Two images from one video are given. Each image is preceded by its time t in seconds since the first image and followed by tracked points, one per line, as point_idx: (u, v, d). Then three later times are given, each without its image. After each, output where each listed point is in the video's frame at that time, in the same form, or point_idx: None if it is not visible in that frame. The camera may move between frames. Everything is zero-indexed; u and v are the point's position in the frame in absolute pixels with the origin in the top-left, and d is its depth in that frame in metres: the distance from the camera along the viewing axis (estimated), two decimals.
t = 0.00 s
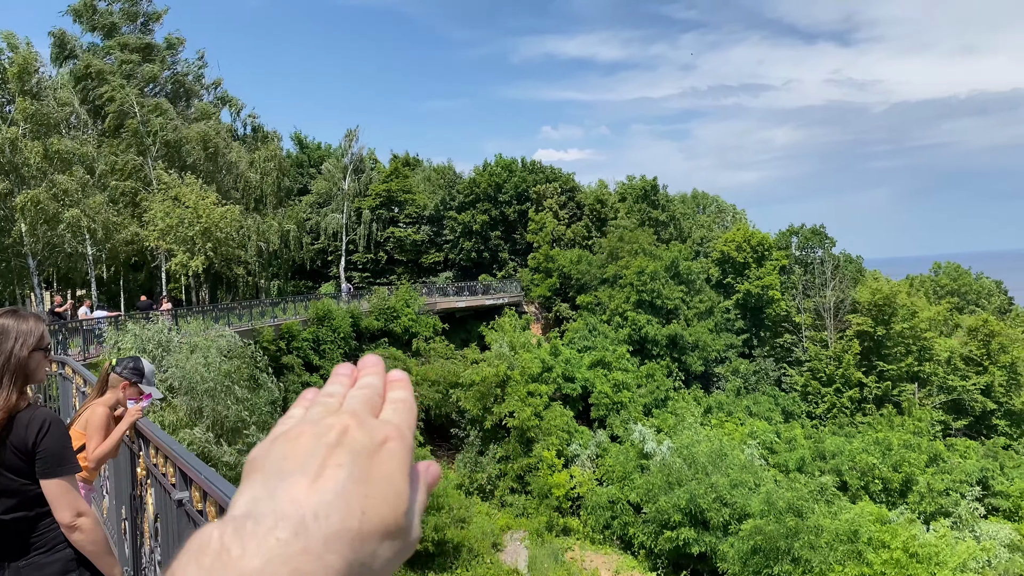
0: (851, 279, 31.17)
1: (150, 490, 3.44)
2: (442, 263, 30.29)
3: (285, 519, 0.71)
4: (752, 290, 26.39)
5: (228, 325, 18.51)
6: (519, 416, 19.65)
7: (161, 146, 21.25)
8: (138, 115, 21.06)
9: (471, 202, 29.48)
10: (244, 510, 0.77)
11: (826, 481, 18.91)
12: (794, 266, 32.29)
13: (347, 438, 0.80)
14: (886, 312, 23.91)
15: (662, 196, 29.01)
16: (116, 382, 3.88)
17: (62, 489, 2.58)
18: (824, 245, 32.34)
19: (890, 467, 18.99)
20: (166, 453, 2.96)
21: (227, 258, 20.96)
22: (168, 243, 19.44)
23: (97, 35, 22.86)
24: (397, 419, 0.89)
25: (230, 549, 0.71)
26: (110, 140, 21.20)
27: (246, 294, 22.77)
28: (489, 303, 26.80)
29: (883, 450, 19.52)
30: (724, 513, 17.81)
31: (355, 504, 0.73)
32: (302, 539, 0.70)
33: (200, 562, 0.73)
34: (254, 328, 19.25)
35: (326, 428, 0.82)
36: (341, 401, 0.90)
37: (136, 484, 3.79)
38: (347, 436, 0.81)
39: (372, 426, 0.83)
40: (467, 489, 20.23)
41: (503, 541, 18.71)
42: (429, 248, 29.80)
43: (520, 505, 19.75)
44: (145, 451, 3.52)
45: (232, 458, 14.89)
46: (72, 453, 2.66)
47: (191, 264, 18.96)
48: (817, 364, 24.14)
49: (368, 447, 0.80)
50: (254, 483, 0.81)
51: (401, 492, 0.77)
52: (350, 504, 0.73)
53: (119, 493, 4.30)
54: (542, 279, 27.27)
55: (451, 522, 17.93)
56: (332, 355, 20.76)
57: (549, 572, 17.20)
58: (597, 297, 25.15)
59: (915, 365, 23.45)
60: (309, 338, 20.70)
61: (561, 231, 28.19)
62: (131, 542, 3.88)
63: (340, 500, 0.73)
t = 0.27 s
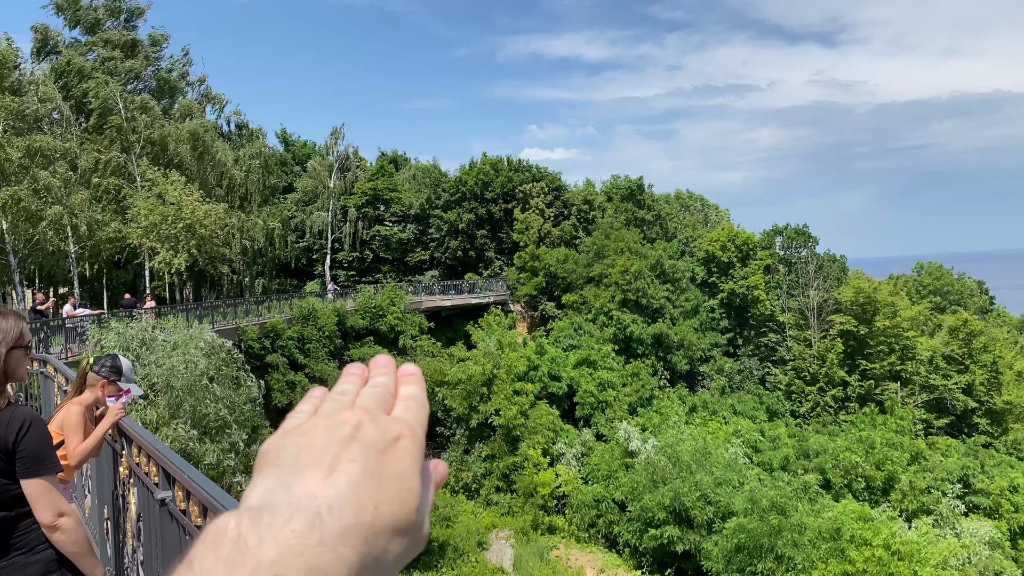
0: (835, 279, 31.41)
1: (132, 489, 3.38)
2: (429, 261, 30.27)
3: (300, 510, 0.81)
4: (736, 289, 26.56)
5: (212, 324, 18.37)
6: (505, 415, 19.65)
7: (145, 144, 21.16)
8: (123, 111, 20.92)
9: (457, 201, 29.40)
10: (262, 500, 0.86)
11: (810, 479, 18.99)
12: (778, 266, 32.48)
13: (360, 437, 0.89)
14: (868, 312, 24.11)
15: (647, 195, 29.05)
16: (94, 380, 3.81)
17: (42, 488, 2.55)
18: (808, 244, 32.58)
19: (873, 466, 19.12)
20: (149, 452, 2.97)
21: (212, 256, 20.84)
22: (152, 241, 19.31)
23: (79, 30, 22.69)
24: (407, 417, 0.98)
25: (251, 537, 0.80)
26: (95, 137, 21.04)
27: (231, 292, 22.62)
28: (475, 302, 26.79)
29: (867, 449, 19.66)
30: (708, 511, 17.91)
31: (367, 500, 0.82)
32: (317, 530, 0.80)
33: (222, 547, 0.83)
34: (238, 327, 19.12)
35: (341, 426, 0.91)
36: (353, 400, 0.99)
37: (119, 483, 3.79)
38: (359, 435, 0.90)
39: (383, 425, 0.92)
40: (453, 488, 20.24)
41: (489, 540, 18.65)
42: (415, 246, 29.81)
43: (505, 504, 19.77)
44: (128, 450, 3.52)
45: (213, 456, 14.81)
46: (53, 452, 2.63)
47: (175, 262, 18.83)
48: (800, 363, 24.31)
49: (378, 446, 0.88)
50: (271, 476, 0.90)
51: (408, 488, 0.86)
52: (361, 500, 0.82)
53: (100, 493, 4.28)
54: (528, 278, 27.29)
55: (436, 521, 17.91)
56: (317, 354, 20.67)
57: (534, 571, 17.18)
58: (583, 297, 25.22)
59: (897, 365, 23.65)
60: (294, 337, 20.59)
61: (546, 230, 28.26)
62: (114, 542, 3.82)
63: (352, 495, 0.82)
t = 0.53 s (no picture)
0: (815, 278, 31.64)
1: (110, 487, 3.38)
2: (411, 259, 30.19)
3: (290, 498, 0.80)
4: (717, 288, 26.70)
5: (192, 321, 18.19)
6: (487, 412, 19.64)
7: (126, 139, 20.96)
8: (101, 106, 20.86)
9: (439, 197, 29.24)
10: (250, 490, 0.85)
11: (789, 476, 19.09)
12: (759, 264, 32.68)
13: (348, 425, 0.88)
14: (847, 310, 24.33)
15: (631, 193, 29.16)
16: (65, 375, 3.79)
17: (17, 486, 2.54)
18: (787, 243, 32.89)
19: (852, 463, 19.25)
20: (126, 449, 2.93)
21: (192, 253, 20.66)
22: (132, 237, 19.14)
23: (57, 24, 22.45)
24: (395, 407, 0.97)
25: (238, 529, 0.81)
26: (74, 132, 20.81)
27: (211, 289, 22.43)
28: (458, 299, 26.78)
29: (846, 446, 19.80)
30: (688, 508, 18.05)
31: (355, 490, 0.81)
32: (306, 522, 0.79)
33: (207, 540, 0.82)
34: (218, 324, 18.94)
35: (329, 413, 0.91)
36: (341, 388, 0.98)
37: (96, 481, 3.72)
38: (347, 423, 0.89)
39: (371, 415, 0.91)
40: (435, 485, 20.26)
41: (471, 537, 18.66)
42: (398, 244, 29.79)
43: (488, 501, 19.80)
44: (105, 447, 3.46)
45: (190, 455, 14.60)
46: (26, 452, 2.62)
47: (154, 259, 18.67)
48: (780, 361, 24.52)
49: (367, 432, 0.87)
50: (259, 462, 0.89)
51: (396, 479, 0.86)
52: (350, 489, 0.81)
53: (79, 491, 4.25)
54: (511, 276, 27.21)
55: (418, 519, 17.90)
56: (299, 352, 20.54)
57: (516, 569, 17.15)
58: (565, 295, 25.27)
59: (876, 363, 23.85)
60: (275, 335, 20.43)
61: (529, 228, 28.31)
62: (91, 541, 3.79)
63: (340, 483, 0.81)
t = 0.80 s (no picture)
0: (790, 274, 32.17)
1: (82, 484, 3.49)
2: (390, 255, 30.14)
3: None
4: (694, 285, 26.91)
5: (166, 316, 17.97)
6: (465, 408, 19.58)
7: (100, 131, 20.63)
8: (74, 98, 20.61)
9: (417, 194, 28.94)
10: None
11: (764, 473, 19.23)
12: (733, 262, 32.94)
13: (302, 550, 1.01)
14: (821, 308, 24.66)
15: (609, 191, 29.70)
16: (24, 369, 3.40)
17: None
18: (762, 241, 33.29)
19: (825, 459, 19.39)
20: (102, 449, 3.05)
21: (166, 247, 20.42)
22: (105, 231, 18.84)
23: (30, 15, 22.11)
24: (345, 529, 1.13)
25: None
26: (46, 124, 20.45)
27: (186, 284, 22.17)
28: (435, 296, 26.69)
29: (820, 443, 19.97)
30: (664, 505, 18.19)
31: None
32: None
33: None
34: (193, 320, 18.75)
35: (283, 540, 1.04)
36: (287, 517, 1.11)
37: (66, 479, 3.80)
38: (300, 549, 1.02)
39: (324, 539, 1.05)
40: (411, 482, 20.21)
41: (447, 534, 18.66)
42: (376, 239, 29.74)
43: (464, 497, 19.77)
44: (78, 446, 3.54)
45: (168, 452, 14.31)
46: None
47: (127, 253, 18.41)
48: (755, 358, 24.81)
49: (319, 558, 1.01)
50: None
51: None
52: None
53: (46, 486, 4.31)
54: (489, 272, 27.03)
55: (395, 516, 17.81)
56: (274, 348, 20.35)
57: (492, 565, 17.08)
58: (542, 291, 25.36)
59: (848, 360, 24.18)
60: (250, 331, 20.24)
61: (507, 224, 27.73)
62: (60, 535, 3.88)
63: None
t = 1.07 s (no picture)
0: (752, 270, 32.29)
1: (32, 477, 3.45)
2: (355, 248, 30.08)
3: None
4: (657, 280, 27.37)
5: (125, 308, 17.64)
6: (429, 402, 19.46)
7: (58, 119, 20.14)
8: (29, 85, 20.07)
9: (382, 187, 29.20)
10: None
11: (725, 466, 19.46)
12: (696, 258, 33.31)
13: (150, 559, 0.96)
14: (782, 304, 24.89)
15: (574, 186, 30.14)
16: None
17: None
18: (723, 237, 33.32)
19: (785, 452, 19.61)
20: (53, 439, 3.04)
21: (125, 238, 20.03)
22: (61, 222, 18.32)
23: None
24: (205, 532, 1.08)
25: None
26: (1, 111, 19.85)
27: (147, 276, 21.76)
28: (401, 289, 26.61)
29: (780, 436, 20.23)
30: (627, 498, 18.41)
31: None
32: None
33: None
34: (153, 312, 18.44)
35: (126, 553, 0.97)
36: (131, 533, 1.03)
37: (20, 473, 3.76)
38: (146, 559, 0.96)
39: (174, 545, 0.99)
40: (375, 476, 20.14)
41: (410, 527, 18.64)
42: (340, 232, 29.62)
43: (429, 491, 19.73)
44: (29, 438, 3.51)
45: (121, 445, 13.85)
46: None
47: (84, 244, 17.98)
48: (717, 353, 25.16)
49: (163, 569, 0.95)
50: None
51: None
52: None
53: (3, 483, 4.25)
54: (456, 266, 26.82)
55: (358, 509, 17.68)
56: (237, 341, 20.05)
57: (455, 559, 17.09)
58: (508, 285, 25.43)
59: (808, 355, 24.52)
60: (212, 324, 19.87)
61: (473, 218, 27.85)
62: (13, 531, 3.83)
63: None
